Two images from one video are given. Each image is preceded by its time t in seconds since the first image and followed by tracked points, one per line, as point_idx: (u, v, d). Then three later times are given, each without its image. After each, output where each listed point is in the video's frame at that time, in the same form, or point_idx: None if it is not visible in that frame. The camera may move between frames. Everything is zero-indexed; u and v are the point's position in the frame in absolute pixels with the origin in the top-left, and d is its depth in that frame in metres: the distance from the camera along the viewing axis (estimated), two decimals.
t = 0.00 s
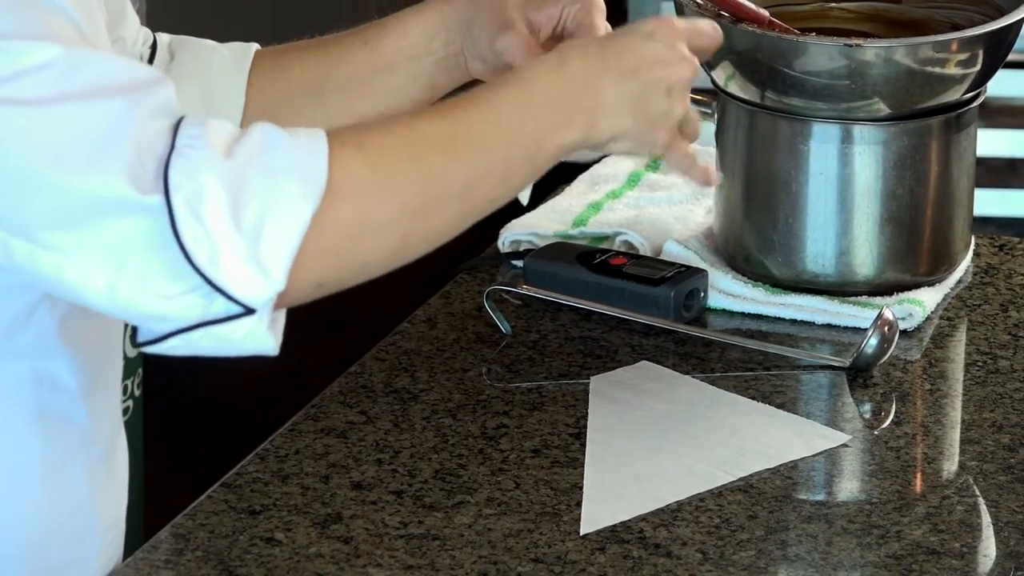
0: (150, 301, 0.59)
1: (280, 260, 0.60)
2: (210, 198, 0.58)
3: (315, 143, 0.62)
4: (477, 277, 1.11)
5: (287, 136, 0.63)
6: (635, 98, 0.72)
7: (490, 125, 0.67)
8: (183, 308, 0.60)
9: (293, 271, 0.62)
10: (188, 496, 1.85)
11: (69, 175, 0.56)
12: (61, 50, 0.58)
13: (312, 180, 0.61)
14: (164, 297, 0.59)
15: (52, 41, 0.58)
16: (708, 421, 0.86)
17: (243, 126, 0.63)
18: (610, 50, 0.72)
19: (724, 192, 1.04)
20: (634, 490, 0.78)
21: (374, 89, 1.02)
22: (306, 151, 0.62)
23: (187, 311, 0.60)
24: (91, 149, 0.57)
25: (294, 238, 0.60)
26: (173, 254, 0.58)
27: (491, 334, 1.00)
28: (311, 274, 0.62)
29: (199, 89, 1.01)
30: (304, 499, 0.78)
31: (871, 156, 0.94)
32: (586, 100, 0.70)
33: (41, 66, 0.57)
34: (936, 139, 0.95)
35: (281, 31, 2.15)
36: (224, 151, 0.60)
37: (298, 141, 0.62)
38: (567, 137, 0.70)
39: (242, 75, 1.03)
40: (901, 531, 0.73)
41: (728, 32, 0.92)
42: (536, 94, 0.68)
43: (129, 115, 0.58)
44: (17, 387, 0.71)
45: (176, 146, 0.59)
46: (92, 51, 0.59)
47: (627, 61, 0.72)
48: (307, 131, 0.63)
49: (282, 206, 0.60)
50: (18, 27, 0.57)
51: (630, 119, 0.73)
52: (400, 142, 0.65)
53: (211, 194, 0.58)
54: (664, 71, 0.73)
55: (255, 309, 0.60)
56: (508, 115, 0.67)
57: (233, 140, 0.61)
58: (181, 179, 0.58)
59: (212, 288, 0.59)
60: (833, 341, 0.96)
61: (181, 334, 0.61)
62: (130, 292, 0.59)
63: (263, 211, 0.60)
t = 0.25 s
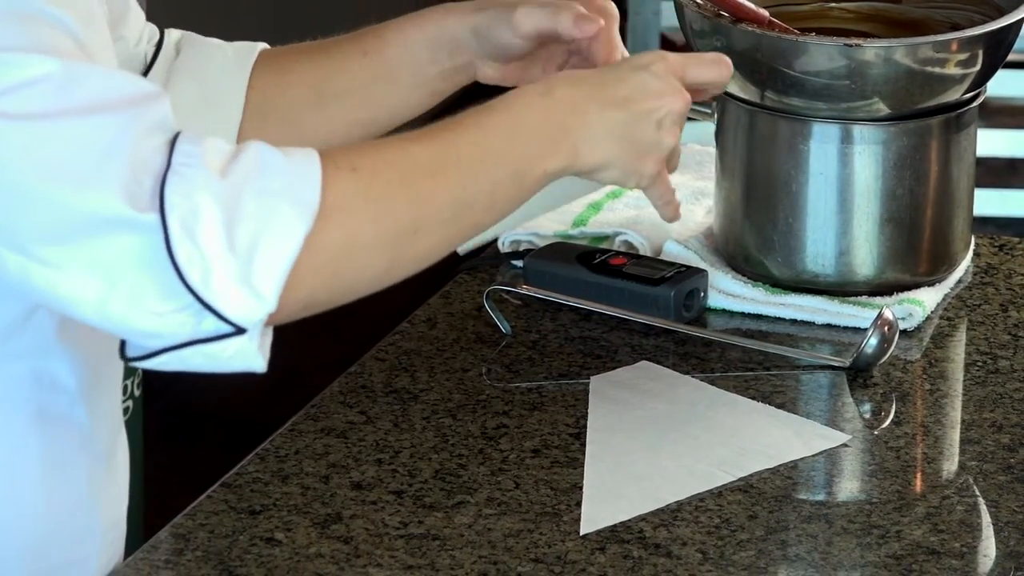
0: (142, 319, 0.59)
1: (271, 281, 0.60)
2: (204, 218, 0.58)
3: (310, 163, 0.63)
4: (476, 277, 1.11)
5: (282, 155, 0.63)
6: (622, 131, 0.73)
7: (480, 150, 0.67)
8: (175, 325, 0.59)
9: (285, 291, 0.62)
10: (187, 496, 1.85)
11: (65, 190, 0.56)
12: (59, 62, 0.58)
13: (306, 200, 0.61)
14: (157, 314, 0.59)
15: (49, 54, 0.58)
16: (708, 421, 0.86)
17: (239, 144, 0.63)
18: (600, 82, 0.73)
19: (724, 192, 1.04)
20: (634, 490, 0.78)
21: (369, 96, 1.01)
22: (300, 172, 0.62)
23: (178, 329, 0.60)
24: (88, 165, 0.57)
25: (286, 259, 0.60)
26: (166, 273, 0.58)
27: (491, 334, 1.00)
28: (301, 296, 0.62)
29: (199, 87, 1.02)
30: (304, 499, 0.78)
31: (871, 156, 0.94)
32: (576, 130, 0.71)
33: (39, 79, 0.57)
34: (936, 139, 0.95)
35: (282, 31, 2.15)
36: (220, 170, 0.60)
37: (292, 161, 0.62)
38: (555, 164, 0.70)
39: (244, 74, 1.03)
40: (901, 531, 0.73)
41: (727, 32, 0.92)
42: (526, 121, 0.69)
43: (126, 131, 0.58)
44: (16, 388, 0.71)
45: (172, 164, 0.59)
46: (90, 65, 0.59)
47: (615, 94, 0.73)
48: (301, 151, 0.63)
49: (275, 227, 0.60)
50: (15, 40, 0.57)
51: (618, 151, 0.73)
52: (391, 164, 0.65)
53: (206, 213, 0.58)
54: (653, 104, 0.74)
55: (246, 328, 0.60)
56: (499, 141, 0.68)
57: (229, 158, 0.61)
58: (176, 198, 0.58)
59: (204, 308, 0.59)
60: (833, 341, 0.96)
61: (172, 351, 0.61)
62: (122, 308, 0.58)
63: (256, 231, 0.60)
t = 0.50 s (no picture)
0: (132, 329, 0.56)
1: (267, 296, 0.57)
2: (198, 229, 0.55)
3: (306, 172, 0.60)
4: (477, 277, 1.11)
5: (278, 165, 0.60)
6: (613, 139, 0.71)
7: (475, 161, 0.64)
8: (167, 336, 0.57)
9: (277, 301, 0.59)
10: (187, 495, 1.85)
11: (55, 196, 0.53)
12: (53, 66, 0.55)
13: (302, 210, 0.58)
14: (147, 325, 0.56)
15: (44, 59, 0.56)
16: (708, 421, 0.86)
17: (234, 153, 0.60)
18: (589, 91, 0.72)
19: (724, 192, 1.04)
20: (633, 489, 0.78)
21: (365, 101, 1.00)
22: (296, 182, 0.59)
23: (168, 340, 0.57)
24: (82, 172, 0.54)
25: (281, 273, 0.57)
26: (157, 282, 0.55)
27: (490, 334, 1.00)
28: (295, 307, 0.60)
29: (199, 92, 0.99)
30: (304, 499, 0.78)
31: (871, 156, 0.94)
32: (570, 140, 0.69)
33: (32, 85, 0.54)
34: (935, 138, 0.95)
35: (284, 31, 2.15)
36: (215, 179, 0.57)
37: (289, 172, 0.60)
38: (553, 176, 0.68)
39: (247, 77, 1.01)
40: (901, 531, 0.73)
41: (727, 31, 0.92)
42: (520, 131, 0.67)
43: (122, 137, 0.55)
44: (16, 387, 0.71)
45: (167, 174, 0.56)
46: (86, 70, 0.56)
47: (606, 103, 0.71)
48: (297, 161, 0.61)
49: (272, 237, 0.57)
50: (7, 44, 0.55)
51: (613, 161, 0.72)
52: (385, 176, 0.62)
53: (199, 224, 0.55)
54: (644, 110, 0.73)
55: (238, 340, 0.57)
56: (494, 151, 0.65)
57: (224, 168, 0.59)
58: (170, 207, 0.55)
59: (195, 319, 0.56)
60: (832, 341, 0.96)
61: (163, 360, 0.58)
62: (113, 317, 0.56)
63: (252, 242, 0.57)
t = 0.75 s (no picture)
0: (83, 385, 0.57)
1: (213, 370, 0.58)
2: (152, 304, 0.56)
3: (268, 236, 0.60)
4: (477, 278, 1.10)
5: (243, 224, 0.60)
6: (595, 185, 0.68)
7: (435, 219, 0.64)
8: (116, 395, 0.58)
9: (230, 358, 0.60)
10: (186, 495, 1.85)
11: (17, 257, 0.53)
12: (32, 118, 0.55)
13: (259, 282, 0.59)
14: (98, 381, 0.57)
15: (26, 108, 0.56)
16: (707, 421, 0.86)
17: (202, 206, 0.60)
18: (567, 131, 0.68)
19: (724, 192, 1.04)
20: (634, 489, 0.78)
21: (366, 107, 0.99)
22: (258, 250, 0.59)
23: (116, 397, 0.58)
24: (46, 237, 0.54)
25: (228, 349, 0.58)
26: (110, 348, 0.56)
27: (490, 334, 1.00)
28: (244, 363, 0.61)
29: (204, 88, 0.97)
30: (304, 499, 0.78)
31: (871, 156, 0.94)
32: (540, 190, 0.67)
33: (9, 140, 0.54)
34: (936, 138, 0.95)
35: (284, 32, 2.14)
36: (178, 242, 0.57)
37: (252, 237, 0.59)
38: (517, 228, 0.67)
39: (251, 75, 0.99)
40: (901, 531, 0.73)
41: (727, 32, 0.93)
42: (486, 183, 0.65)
43: (91, 201, 0.55)
44: (19, 380, 0.71)
45: (127, 241, 0.55)
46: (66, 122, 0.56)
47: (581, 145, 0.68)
48: (261, 218, 0.60)
49: (225, 312, 0.58)
50: None
51: (590, 203, 0.69)
52: (343, 238, 0.62)
53: (155, 298, 0.56)
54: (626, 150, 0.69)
55: (182, 405, 0.59)
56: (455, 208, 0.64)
57: (190, 225, 0.58)
58: (127, 281, 0.55)
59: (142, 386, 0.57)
60: (833, 341, 0.96)
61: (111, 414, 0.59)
62: (68, 369, 0.57)
63: (205, 315, 0.57)
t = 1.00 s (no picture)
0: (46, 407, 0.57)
1: (177, 404, 0.58)
2: (123, 340, 0.56)
3: (244, 271, 0.60)
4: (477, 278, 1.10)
5: (218, 260, 0.60)
6: (567, 243, 0.70)
7: (406, 272, 0.64)
8: (79, 418, 0.58)
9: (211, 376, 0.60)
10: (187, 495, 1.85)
11: None
12: (19, 146, 0.55)
13: (229, 320, 0.59)
14: (62, 405, 0.58)
15: (16, 134, 0.56)
16: (707, 421, 0.86)
17: (181, 236, 0.60)
18: (554, 185, 0.68)
19: (723, 192, 1.04)
20: (634, 489, 0.78)
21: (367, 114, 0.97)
22: (231, 288, 0.60)
23: (78, 420, 0.58)
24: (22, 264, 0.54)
25: (195, 386, 0.58)
26: (77, 377, 0.57)
27: (490, 335, 1.00)
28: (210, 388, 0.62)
29: (217, 84, 0.95)
30: (304, 500, 0.78)
31: (871, 156, 0.94)
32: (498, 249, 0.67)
33: None
34: (936, 138, 0.95)
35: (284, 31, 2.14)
36: (153, 275, 0.58)
37: (227, 274, 0.60)
38: (488, 275, 0.68)
39: (262, 71, 0.96)
40: (901, 531, 0.73)
41: (727, 32, 0.93)
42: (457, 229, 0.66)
43: (70, 231, 0.55)
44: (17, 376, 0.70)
45: (105, 271, 0.56)
46: (53, 149, 0.56)
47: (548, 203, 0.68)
48: (236, 251, 0.61)
49: (194, 347, 0.58)
50: None
51: (559, 259, 0.71)
52: (313, 279, 0.62)
53: (126, 333, 0.56)
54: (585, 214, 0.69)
55: (142, 433, 0.59)
56: (427, 262, 0.65)
57: (169, 259, 0.59)
58: (99, 316, 0.56)
59: (106, 415, 0.58)
60: (833, 341, 0.97)
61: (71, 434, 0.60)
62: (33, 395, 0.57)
63: (173, 350, 0.58)
